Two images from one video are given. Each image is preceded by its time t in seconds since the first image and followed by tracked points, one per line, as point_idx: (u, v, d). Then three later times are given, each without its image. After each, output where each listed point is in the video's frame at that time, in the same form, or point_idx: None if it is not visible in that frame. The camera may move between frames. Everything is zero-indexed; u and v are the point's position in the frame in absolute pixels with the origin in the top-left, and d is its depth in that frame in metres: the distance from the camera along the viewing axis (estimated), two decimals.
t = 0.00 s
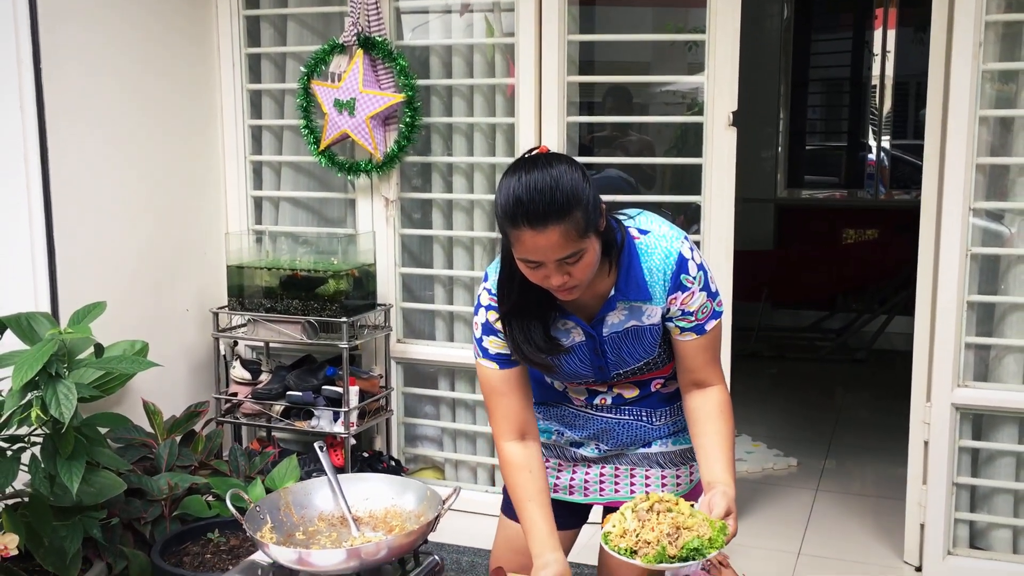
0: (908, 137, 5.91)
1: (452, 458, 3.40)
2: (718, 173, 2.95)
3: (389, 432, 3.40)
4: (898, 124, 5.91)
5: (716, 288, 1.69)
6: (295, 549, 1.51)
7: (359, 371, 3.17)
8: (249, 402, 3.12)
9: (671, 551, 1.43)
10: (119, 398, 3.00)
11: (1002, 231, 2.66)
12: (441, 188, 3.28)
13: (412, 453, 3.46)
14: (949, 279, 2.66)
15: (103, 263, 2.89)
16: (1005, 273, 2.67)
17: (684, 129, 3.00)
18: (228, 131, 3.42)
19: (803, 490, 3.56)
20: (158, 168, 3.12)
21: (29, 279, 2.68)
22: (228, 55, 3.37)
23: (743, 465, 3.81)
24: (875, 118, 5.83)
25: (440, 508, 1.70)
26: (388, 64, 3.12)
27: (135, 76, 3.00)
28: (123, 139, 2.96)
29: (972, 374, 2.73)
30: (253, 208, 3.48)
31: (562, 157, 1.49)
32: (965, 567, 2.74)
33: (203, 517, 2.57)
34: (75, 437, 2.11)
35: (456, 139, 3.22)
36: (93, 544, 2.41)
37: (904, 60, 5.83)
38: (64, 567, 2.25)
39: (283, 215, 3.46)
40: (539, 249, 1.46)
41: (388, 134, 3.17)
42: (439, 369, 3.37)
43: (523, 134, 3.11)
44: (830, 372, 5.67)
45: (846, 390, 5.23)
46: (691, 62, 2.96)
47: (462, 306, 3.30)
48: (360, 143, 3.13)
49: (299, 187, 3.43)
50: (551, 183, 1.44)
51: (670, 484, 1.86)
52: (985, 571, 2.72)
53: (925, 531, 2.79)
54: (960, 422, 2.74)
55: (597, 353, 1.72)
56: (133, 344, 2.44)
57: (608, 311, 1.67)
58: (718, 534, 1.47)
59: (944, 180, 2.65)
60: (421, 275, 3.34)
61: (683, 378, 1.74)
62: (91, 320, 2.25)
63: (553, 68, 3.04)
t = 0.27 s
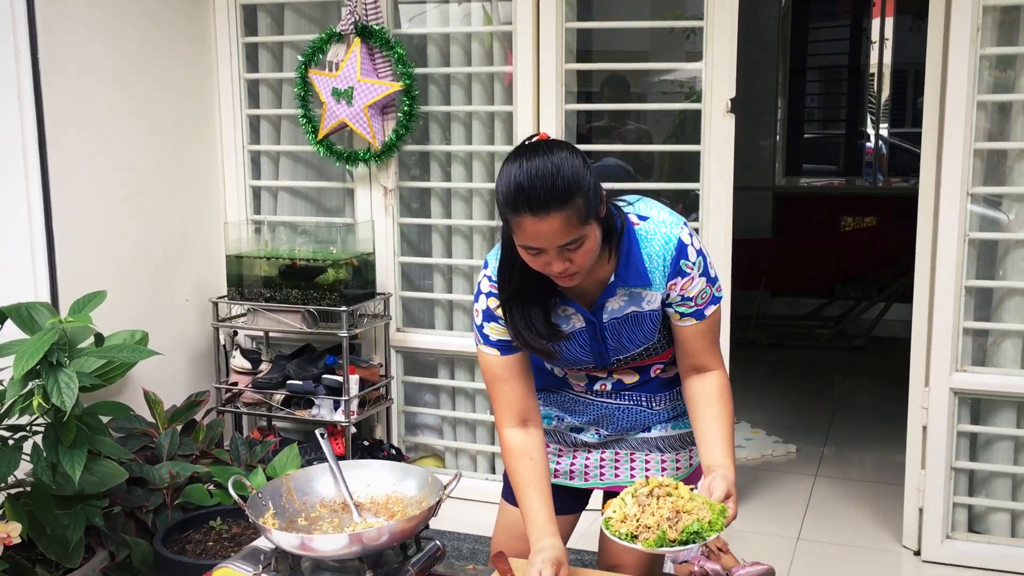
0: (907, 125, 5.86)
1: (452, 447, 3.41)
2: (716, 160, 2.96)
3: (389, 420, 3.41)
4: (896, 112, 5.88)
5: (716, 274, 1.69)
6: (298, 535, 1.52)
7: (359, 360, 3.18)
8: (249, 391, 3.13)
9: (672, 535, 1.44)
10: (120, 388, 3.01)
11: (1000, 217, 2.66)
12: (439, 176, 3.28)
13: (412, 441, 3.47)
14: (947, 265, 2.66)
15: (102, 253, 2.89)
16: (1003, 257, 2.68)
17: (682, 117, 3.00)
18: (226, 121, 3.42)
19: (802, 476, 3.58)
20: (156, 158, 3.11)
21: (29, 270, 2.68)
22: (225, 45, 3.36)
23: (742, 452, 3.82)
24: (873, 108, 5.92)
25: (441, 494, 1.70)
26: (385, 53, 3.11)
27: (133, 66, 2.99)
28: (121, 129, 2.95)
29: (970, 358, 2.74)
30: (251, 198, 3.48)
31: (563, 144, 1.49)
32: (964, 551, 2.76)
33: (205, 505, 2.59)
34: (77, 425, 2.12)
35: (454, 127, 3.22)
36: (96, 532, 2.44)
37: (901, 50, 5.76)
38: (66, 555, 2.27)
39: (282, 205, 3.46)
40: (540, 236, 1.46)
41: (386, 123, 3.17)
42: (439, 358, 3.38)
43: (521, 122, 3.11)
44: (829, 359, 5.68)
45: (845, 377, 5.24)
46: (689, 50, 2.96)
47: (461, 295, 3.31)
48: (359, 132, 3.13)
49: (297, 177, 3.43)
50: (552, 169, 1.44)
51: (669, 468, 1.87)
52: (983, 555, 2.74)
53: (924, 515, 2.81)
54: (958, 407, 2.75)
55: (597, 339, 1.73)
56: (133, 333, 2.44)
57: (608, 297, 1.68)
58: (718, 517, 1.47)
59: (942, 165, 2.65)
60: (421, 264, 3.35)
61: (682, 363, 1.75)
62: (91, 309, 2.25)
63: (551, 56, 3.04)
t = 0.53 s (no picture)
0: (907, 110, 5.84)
1: (453, 432, 3.42)
2: (716, 145, 2.95)
3: (390, 406, 3.42)
4: (896, 96, 5.86)
5: (717, 257, 1.70)
6: (302, 518, 1.53)
7: (360, 346, 3.18)
8: (251, 377, 3.13)
9: (673, 515, 1.45)
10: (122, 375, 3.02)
11: (1000, 199, 2.66)
12: (439, 162, 3.27)
13: (413, 427, 3.48)
14: (947, 247, 2.66)
15: (103, 240, 2.89)
16: (1003, 240, 2.68)
17: (682, 101, 2.99)
18: (226, 108, 3.41)
19: (802, 460, 3.59)
20: (156, 145, 3.11)
21: (30, 257, 2.68)
22: (223, 31, 3.35)
23: (742, 436, 3.83)
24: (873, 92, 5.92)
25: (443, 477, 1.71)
26: (385, 38, 3.11)
27: (132, 53, 2.99)
28: (121, 116, 2.95)
29: (970, 341, 2.75)
30: (251, 185, 3.47)
31: (565, 127, 1.49)
32: (964, 532, 2.77)
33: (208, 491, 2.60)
34: (80, 411, 2.13)
35: (454, 113, 3.22)
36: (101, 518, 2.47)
37: (901, 34, 5.74)
38: (70, 541, 2.28)
39: (282, 191, 3.46)
40: (543, 219, 1.46)
41: (386, 109, 3.17)
42: (440, 344, 3.39)
43: (521, 107, 3.10)
44: (828, 344, 5.69)
45: (845, 362, 5.25)
46: (687, 36, 2.95)
47: (461, 281, 3.31)
48: (358, 118, 3.14)
49: (297, 163, 3.43)
50: (555, 152, 1.44)
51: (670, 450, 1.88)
52: (983, 536, 2.75)
53: (924, 497, 2.82)
54: (958, 389, 2.76)
55: (598, 323, 1.73)
56: (135, 320, 2.44)
57: (610, 280, 1.68)
58: (720, 497, 1.47)
59: (943, 148, 2.65)
60: (421, 250, 3.35)
61: (684, 346, 1.75)
62: (93, 295, 2.25)
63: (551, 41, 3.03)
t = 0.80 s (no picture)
0: (907, 97, 5.90)
1: (456, 418, 3.43)
2: (719, 131, 2.94)
3: (393, 393, 3.43)
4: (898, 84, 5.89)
5: (722, 243, 1.69)
6: (308, 503, 1.53)
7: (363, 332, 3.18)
8: (254, 363, 3.14)
9: (676, 501, 1.44)
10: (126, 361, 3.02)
11: (1004, 185, 2.66)
12: (442, 148, 3.26)
13: (416, 413, 3.49)
14: (951, 234, 2.66)
15: (105, 226, 2.88)
16: (1008, 226, 2.67)
17: (684, 87, 2.98)
18: (227, 94, 3.40)
19: (804, 446, 3.60)
20: (157, 131, 3.10)
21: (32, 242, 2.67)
22: (224, 17, 3.33)
23: (744, 423, 3.84)
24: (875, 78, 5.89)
25: (448, 464, 1.71)
26: (387, 24, 3.09)
27: (133, 37, 2.97)
28: (122, 103, 2.94)
29: (973, 327, 2.75)
30: (254, 171, 3.46)
31: (570, 111, 1.48)
32: (966, 518, 2.78)
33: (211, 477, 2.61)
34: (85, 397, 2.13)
35: (456, 99, 3.21)
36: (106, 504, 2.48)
37: (905, 20, 5.82)
38: (76, 527, 2.29)
39: (284, 178, 3.45)
40: (548, 203, 1.46)
41: (388, 95, 3.16)
42: (442, 330, 3.39)
43: (524, 93, 3.09)
44: (830, 331, 5.69)
45: (847, 349, 5.26)
46: (689, 22, 2.93)
47: (463, 267, 3.31)
48: (361, 104, 3.12)
49: (299, 149, 3.42)
50: (560, 135, 1.44)
51: (675, 436, 1.88)
52: (985, 522, 2.76)
53: (926, 483, 2.83)
54: (961, 375, 2.76)
55: (603, 308, 1.73)
56: (138, 307, 2.45)
57: (615, 266, 1.68)
58: (723, 483, 1.47)
59: (948, 133, 2.64)
60: (424, 237, 3.34)
61: (688, 332, 1.75)
62: (97, 282, 2.25)
63: (554, 27, 3.02)
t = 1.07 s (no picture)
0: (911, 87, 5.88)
1: (459, 407, 3.43)
2: (724, 121, 2.93)
3: (396, 381, 3.43)
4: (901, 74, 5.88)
5: (728, 236, 1.68)
6: (312, 490, 1.53)
7: (366, 321, 3.18)
8: (257, 352, 3.14)
9: (678, 497, 1.44)
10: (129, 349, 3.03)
11: (1010, 176, 2.65)
12: (446, 137, 3.25)
13: (418, 402, 3.49)
14: (956, 224, 2.65)
15: (108, 213, 2.88)
16: (1013, 217, 2.67)
17: (687, 77, 2.97)
18: (230, 81, 3.39)
19: (806, 437, 3.60)
20: (160, 118, 3.09)
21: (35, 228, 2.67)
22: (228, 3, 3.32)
23: (746, 413, 3.84)
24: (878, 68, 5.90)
25: (452, 453, 1.71)
26: (391, 11, 3.08)
27: (136, 24, 2.96)
28: (125, 90, 2.93)
29: (977, 318, 2.74)
30: (257, 159, 3.46)
31: (580, 99, 1.47)
32: (968, 509, 2.78)
33: (215, 465, 2.62)
34: (89, 384, 2.13)
35: (460, 87, 3.19)
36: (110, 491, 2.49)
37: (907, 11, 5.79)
38: (78, 513, 2.30)
39: (287, 166, 3.44)
40: (556, 191, 1.45)
41: (392, 83, 3.15)
42: (445, 319, 3.39)
43: (528, 80, 3.08)
44: (832, 322, 5.69)
45: (849, 340, 5.25)
46: (691, 12, 2.92)
47: (466, 256, 3.30)
48: (364, 92, 3.12)
49: (302, 137, 3.41)
50: (570, 124, 1.43)
51: (678, 426, 1.88)
52: (987, 513, 2.76)
53: (928, 474, 2.83)
54: (965, 366, 2.76)
55: (607, 299, 1.73)
56: (141, 294, 2.44)
57: (620, 257, 1.67)
58: (725, 480, 1.45)
59: (953, 123, 2.63)
60: (427, 225, 3.34)
61: (693, 325, 1.75)
62: (101, 269, 2.24)
63: (558, 15, 3.00)
